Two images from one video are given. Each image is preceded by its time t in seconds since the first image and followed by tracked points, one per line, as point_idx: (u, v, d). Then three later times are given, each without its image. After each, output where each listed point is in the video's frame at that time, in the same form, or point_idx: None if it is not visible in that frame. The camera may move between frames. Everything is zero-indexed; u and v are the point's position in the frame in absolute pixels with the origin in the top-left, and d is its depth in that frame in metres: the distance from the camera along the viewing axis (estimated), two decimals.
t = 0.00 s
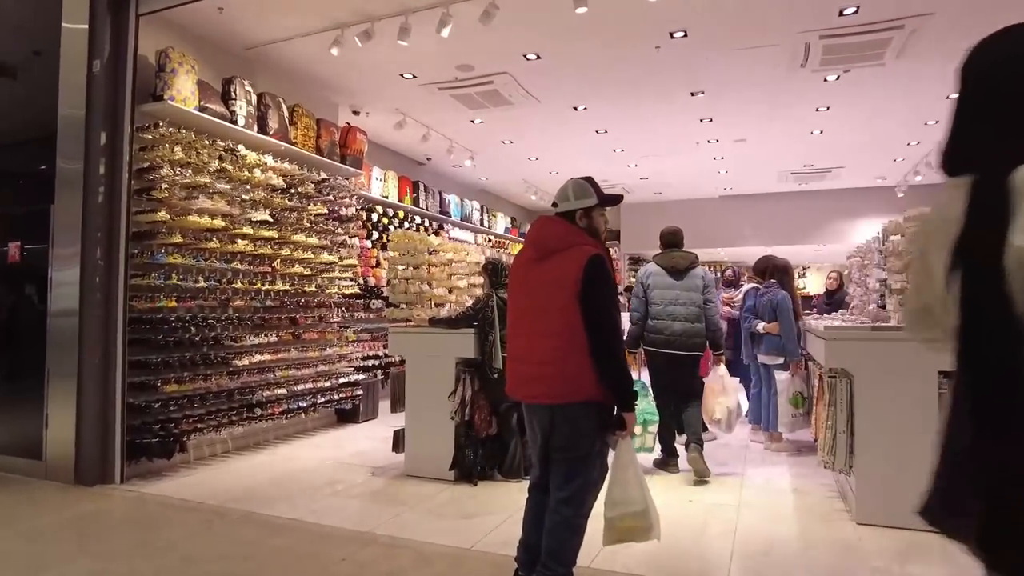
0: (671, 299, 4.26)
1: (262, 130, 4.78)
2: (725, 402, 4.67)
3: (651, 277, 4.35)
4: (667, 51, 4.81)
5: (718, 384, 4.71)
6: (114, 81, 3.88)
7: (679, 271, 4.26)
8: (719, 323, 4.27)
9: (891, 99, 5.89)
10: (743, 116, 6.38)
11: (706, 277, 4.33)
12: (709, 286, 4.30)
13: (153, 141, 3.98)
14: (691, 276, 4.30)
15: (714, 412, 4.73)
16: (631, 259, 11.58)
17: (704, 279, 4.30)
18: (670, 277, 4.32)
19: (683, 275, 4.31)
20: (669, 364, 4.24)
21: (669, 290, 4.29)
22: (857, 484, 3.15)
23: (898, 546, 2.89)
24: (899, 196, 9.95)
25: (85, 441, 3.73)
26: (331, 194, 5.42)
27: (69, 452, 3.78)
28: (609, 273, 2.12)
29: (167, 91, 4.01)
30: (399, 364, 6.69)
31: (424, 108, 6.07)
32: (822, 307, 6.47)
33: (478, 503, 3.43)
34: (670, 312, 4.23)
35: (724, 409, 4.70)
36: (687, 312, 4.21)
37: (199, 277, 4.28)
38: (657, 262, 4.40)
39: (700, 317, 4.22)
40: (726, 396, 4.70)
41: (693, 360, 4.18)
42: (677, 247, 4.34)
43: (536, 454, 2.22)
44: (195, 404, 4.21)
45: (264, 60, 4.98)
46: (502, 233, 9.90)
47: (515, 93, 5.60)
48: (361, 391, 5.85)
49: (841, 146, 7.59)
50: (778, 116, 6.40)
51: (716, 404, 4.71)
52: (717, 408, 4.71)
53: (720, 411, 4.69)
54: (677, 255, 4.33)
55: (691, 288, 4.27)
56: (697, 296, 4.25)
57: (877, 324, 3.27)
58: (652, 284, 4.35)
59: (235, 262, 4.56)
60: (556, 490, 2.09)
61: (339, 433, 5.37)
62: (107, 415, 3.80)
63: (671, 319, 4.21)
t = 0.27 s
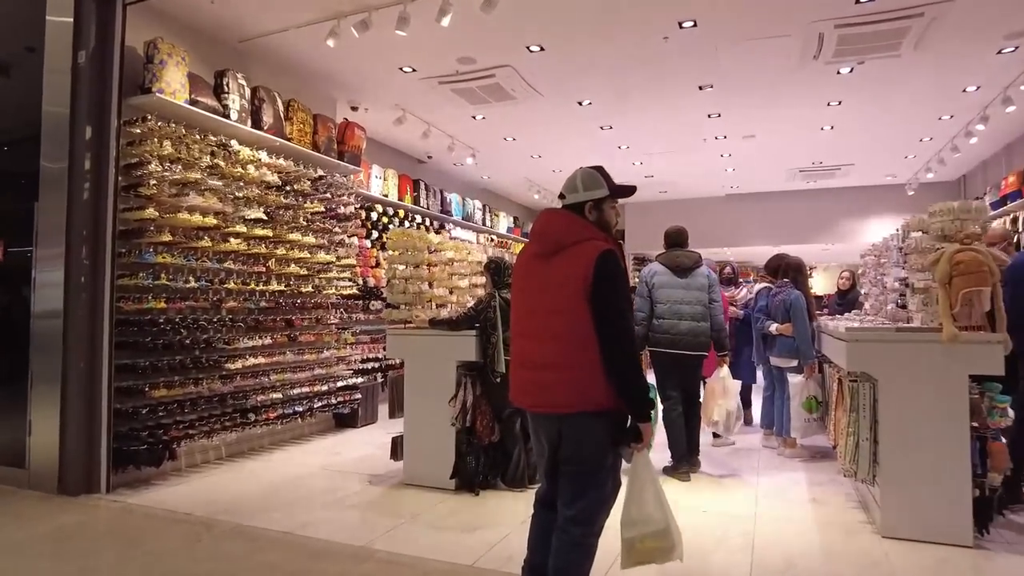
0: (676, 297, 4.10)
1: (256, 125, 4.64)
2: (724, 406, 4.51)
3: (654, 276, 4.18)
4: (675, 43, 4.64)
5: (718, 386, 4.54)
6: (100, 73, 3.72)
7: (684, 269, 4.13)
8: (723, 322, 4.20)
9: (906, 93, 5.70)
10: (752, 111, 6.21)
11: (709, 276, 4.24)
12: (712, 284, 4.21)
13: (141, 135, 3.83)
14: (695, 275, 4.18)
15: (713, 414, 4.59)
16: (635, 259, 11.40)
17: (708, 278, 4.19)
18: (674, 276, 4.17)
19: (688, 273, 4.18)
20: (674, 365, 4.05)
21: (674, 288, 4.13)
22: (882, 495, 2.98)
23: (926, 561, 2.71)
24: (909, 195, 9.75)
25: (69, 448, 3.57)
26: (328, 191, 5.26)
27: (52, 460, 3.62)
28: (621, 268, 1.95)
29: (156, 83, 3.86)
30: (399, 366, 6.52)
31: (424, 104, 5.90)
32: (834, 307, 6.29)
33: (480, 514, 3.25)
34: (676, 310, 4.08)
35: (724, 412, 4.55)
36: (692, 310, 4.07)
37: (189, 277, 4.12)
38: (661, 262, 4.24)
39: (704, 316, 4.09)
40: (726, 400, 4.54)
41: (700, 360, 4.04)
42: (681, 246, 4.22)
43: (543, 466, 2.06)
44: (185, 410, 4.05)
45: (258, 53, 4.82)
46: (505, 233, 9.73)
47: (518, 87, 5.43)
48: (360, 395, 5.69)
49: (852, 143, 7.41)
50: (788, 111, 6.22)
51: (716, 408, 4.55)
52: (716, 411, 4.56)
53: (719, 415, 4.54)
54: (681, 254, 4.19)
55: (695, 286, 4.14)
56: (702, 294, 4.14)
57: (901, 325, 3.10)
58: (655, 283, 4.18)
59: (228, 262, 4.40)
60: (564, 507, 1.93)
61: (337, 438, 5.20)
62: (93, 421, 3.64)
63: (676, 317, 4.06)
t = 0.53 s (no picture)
0: (685, 302, 3.95)
1: (254, 123, 4.52)
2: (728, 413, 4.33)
3: (665, 280, 4.03)
4: (685, 37, 4.50)
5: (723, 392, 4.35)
6: (93, 69, 3.60)
7: (695, 275, 3.98)
8: (732, 329, 4.04)
9: (922, 89, 5.54)
10: (763, 109, 6.05)
11: (721, 282, 4.08)
12: (723, 291, 4.06)
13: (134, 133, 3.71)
14: (707, 281, 4.02)
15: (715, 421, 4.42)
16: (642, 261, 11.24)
17: (719, 285, 4.03)
18: (684, 281, 4.02)
19: (699, 279, 4.03)
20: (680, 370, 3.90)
21: (683, 292, 3.98)
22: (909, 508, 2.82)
23: None
24: (922, 195, 9.56)
25: (59, 457, 3.45)
26: (329, 192, 5.13)
27: (43, 469, 3.49)
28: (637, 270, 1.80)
29: (150, 80, 3.75)
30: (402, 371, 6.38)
31: (427, 102, 5.77)
32: (848, 310, 6.12)
33: (485, 528, 3.10)
34: (684, 315, 3.92)
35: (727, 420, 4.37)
36: (701, 317, 3.91)
37: (185, 279, 4.00)
38: (672, 267, 4.12)
39: (714, 323, 3.93)
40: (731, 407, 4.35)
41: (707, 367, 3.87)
42: (694, 251, 4.07)
43: (553, 483, 1.92)
44: (181, 417, 3.92)
45: (257, 50, 4.71)
46: (510, 235, 9.59)
47: (523, 84, 5.29)
48: (362, 401, 5.55)
49: (865, 141, 7.23)
50: (800, 108, 6.06)
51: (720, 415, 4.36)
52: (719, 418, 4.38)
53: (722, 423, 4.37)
54: (693, 258, 4.05)
55: (706, 293, 3.99)
56: (712, 301, 3.98)
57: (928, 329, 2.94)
58: (666, 287, 4.04)
59: (225, 264, 4.28)
60: (576, 528, 1.79)
61: (338, 446, 5.06)
62: (84, 429, 3.51)
63: (685, 323, 3.89)
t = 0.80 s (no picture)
0: (700, 303, 3.82)
1: (260, 122, 4.46)
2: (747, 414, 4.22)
3: (683, 280, 3.89)
4: (700, 31, 4.39)
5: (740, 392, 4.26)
6: (95, 66, 3.54)
7: (712, 276, 3.85)
8: (748, 333, 3.92)
9: (943, 85, 5.39)
10: (779, 107, 5.92)
11: (737, 285, 3.96)
12: (740, 295, 3.94)
13: (138, 131, 3.64)
14: (723, 283, 3.90)
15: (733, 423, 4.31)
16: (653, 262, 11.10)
17: (736, 288, 3.91)
18: (701, 281, 3.89)
19: (716, 280, 3.90)
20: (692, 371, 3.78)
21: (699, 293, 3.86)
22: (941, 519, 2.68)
23: None
24: (939, 195, 9.37)
25: (60, 461, 3.37)
26: (337, 191, 5.05)
27: (44, 474, 3.42)
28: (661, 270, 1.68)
29: (153, 77, 3.68)
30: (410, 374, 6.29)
31: (436, 101, 5.68)
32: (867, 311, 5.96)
33: (496, 537, 2.99)
34: (698, 316, 3.80)
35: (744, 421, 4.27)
36: (716, 319, 3.79)
37: (189, 281, 3.92)
38: (690, 266, 3.97)
39: (728, 325, 3.82)
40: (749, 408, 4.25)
41: (720, 370, 3.74)
42: (715, 251, 3.93)
43: (570, 494, 1.82)
44: (186, 421, 3.84)
45: (263, 47, 4.64)
46: (519, 236, 9.49)
47: (533, 82, 5.18)
48: (370, 405, 5.45)
49: (882, 140, 7.07)
50: (816, 106, 5.93)
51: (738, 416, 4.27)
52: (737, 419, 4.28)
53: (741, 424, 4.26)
54: (712, 259, 3.91)
55: (722, 295, 3.87)
56: (728, 304, 3.86)
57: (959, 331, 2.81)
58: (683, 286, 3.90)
59: (231, 265, 4.20)
60: (595, 543, 1.68)
61: (345, 450, 4.96)
62: (86, 433, 3.44)
63: (699, 324, 3.77)
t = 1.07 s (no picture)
0: (716, 302, 3.72)
1: (267, 120, 4.38)
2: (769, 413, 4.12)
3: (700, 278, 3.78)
4: (715, 26, 4.28)
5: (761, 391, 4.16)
6: (98, 62, 3.46)
7: (729, 276, 3.76)
8: (765, 334, 3.81)
9: (964, 81, 5.25)
10: (794, 104, 5.79)
11: (757, 285, 3.81)
12: (758, 295, 3.79)
13: (142, 128, 3.57)
14: (740, 283, 3.78)
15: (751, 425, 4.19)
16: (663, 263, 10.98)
17: (754, 288, 3.77)
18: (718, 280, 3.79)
19: (733, 280, 3.80)
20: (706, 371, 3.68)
21: (715, 292, 3.77)
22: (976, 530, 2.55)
23: None
24: (955, 195, 9.21)
25: (62, 466, 3.30)
26: (344, 190, 4.96)
27: (46, 478, 3.34)
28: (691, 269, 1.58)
29: (158, 72, 3.61)
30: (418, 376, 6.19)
31: (444, 99, 5.59)
32: (886, 312, 5.82)
33: (508, 546, 2.87)
34: (714, 315, 3.69)
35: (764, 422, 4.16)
36: (731, 318, 3.69)
37: (194, 281, 3.84)
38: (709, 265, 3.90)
39: (744, 325, 3.70)
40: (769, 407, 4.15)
41: (735, 371, 3.62)
42: (735, 251, 3.84)
43: (592, 505, 1.72)
44: (190, 424, 3.76)
45: (270, 43, 4.56)
46: (527, 237, 9.38)
47: (544, 78, 5.08)
48: (378, 407, 5.36)
49: (899, 138, 6.93)
50: (832, 103, 5.80)
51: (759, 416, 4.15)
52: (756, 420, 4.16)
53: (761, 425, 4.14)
54: (730, 259, 3.83)
55: (738, 295, 3.75)
56: (745, 304, 3.73)
57: (991, 334, 2.66)
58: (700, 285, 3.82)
59: (236, 265, 4.12)
60: (620, 558, 1.58)
61: (352, 454, 4.86)
62: (88, 437, 3.36)
63: (714, 323, 3.68)
